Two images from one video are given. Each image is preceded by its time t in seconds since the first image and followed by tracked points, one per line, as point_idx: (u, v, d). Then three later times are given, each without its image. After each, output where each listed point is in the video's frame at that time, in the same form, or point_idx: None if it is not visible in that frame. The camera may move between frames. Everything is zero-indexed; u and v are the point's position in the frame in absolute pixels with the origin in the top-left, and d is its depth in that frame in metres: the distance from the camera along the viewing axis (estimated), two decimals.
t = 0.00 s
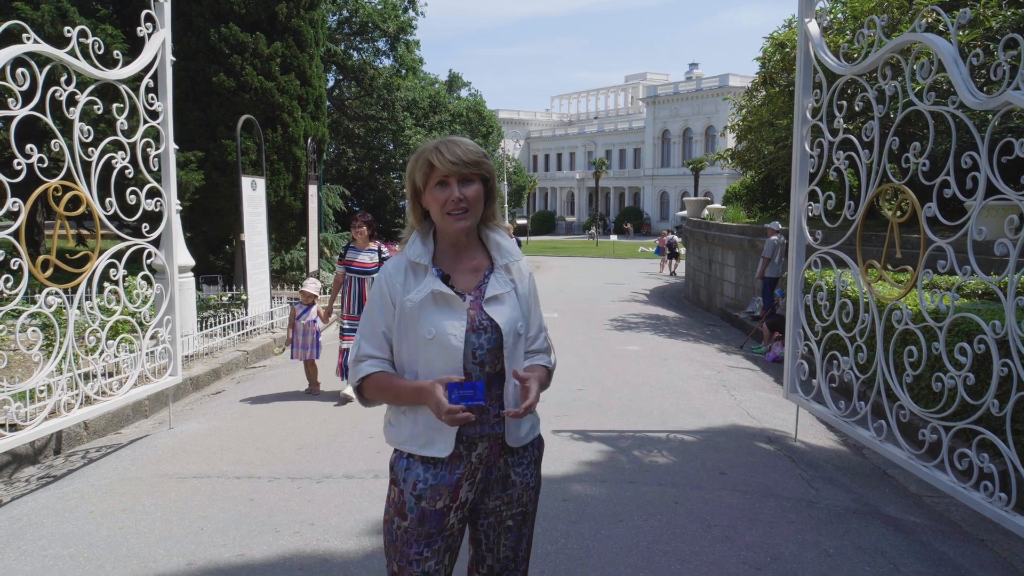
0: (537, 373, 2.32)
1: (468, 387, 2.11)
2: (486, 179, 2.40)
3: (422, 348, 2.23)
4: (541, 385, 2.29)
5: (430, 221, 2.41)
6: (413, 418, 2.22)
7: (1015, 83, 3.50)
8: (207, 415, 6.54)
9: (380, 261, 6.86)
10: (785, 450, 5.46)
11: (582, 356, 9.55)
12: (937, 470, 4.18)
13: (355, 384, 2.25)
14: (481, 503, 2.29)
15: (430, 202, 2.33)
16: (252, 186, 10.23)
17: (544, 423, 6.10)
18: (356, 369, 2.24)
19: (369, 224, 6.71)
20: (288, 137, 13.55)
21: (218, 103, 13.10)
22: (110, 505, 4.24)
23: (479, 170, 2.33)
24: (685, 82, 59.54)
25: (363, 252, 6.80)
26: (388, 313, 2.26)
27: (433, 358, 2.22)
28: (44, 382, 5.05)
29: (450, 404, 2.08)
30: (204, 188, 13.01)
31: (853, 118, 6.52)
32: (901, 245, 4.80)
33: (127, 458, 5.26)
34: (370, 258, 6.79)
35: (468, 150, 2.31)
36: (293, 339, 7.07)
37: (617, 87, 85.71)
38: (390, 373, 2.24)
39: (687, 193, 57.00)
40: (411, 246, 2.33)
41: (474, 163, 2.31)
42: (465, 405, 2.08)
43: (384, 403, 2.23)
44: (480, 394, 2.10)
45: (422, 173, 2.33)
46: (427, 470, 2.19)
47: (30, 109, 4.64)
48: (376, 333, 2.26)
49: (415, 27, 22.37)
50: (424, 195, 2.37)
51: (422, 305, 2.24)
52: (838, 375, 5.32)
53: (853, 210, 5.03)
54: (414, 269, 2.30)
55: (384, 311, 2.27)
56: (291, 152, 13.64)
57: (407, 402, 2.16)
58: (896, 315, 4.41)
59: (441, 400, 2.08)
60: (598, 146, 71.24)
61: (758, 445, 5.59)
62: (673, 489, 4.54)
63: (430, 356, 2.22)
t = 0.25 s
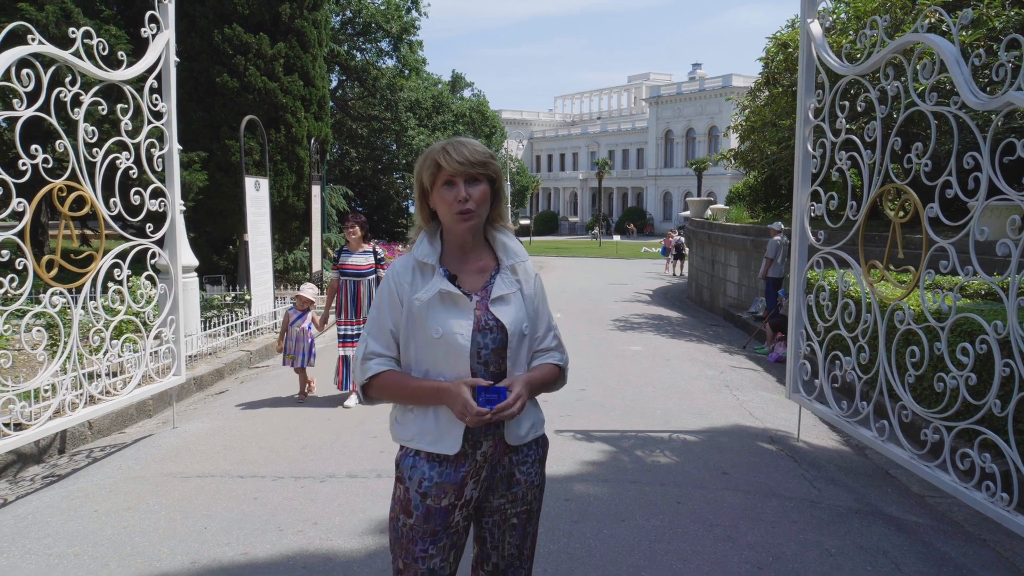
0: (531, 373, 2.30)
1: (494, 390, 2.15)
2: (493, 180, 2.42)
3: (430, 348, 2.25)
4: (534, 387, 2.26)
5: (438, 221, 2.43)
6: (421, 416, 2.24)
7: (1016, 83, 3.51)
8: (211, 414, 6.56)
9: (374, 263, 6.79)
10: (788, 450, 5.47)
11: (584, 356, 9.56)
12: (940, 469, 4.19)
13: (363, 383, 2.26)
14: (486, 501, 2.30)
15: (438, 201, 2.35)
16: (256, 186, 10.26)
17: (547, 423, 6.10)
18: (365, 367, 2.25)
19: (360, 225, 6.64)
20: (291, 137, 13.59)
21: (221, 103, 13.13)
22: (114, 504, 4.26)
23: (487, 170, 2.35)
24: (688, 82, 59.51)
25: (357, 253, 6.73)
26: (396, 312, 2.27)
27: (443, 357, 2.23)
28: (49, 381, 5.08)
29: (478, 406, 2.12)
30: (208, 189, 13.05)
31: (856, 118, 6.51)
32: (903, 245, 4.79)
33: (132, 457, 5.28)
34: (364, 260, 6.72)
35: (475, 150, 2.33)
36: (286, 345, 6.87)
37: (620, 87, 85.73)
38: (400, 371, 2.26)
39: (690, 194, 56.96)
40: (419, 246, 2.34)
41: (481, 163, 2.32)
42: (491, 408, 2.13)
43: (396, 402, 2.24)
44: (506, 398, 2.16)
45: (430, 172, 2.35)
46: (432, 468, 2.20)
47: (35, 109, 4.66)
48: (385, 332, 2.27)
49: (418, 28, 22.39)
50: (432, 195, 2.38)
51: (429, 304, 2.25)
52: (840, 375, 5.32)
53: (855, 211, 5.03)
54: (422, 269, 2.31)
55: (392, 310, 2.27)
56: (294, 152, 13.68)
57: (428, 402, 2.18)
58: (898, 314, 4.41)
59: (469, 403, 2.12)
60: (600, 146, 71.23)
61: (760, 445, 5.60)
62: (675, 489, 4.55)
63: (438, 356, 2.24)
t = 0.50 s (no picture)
0: (532, 374, 2.32)
1: (497, 389, 2.17)
2: (499, 185, 2.43)
3: (434, 347, 2.26)
4: (538, 387, 2.29)
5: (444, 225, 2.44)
6: (425, 414, 2.26)
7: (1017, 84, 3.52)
8: (213, 415, 6.58)
9: (368, 261, 6.80)
10: (789, 450, 5.48)
11: (586, 357, 9.58)
12: (940, 470, 4.20)
13: (367, 381, 2.27)
14: (487, 500, 2.32)
15: (445, 209, 2.36)
16: (258, 187, 10.28)
17: (549, 424, 6.12)
18: (370, 366, 2.26)
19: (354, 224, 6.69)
20: (293, 138, 13.61)
21: (224, 104, 13.16)
22: (117, 504, 4.28)
23: (493, 177, 2.36)
24: (690, 83, 59.48)
25: (351, 252, 6.73)
26: (401, 311, 2.28)
27: (447, 357, 2.26)
28: (53, 381, 5.10)
29: (481, 405, 2.14)
30: (211, 189, 13.07)
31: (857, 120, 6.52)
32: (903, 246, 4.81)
33: (135, 457, 5.30)
34: (358, 258, 6.74)
35: (483, 158, 2.33)
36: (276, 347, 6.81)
37: (622, 88, 85.72)
38: (405, 370, 2.27)
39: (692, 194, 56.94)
40: (424, 248, 2.35)
41: (489, 171, 2.33)
42: (493, 407, 2.15)
43: (400, 400, 2.25)
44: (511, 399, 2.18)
45: (437, 179, 2.36)
46: (435, 467, 2.22)
47: (39, 111, 4.68)
48: (389, 331, 2.28)
49: (420, 28, 22.41)
50: (439, 200, 2.39)
51: (434, 305, 2.27)
52: (841, 376, 5.33)
53: (856, 212, 5.04)
54: (427, 270, 2.33)
55: (397, 309, 2.28)
56: (296, 153, 13.71)
57: (433, 400, 2.19)
58: (899, 316, 4.42)
59: (475, 402, 2.14)
60: (602, 147, 71.22)
61: (761, 445, 5.61)
62: (676, 489, 4.56)
63: (442, 356, 2.26)
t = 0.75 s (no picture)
0: (533, 378, 2.34)
1: (499, 395, 2.18)
2: (502, 189, 2.44)
3: (436, 350, 2.28)
4: (539, 391, 2.31)
5: (446, 228, 2.46)
6: (426, 416, 2.27)
7: (1017, 87, 3.53)
8: (215, 417, 6.59)
9: (362, 267, 6.32)
10: (789, 452, 5.49)
11: (586, 359, 9.59)
12: (940, 471, 4.21)
13: (369, 382, 2.28)
14: (488, 500, 2.33)
15: (448, 212, 2.37)
16: (259, 189, 10.30)
17: (549, 425, 6.13)
18: (372, 367, 2.27)
19: (349, 228, 6.20)
20: (294, 140, 13.64)
21: (225, 107, 13.19)
22: (119, 505, 4.29)
23: (496, 181, 2.37)
24: (690, 85, 59.52)
25: (345, 258, 6.27)
26: (403, 313, 2.29)
27: (448, 359, 2.27)
28: (55, 383, 5.11)
29: (480, 409, 2.15)
30: (212, 191, 13.10)
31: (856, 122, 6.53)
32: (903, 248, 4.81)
33: (137, 459, 5.31)
34: (352, 264, 6.27)
35: (486, 162, 2.35)
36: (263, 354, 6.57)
37: (622, 90, 85.80)
38: (407, 372, 2.29)
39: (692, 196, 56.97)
40: (427, 252, 2.37)
41: (491, 175, 2.35)
42: (493, 413, 2.16)
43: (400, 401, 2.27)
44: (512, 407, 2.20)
45: (441, 183, 2.37)
46: (436, 467, 2.23)
47: (42, 113, 4.69)
48: (392, 333, 2.29)
49: (421, 31, 22.44)
50: (442, 204, 2.41)
51: (436, 308, 2.28)
52: (840, 377, 5.34)
53: (856, 214, 5.05)
54: (429, 273, 2.34)
55: (399, 311, 2.29)
56: (297, 155, 13.73)
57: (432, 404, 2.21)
58: (898, 317, 4.44)
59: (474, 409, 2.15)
60: (603, 149, 71.25)
61: (761, 447, 5.62)
62: (677, 490, 4.57)
63: (444, 358, 2.28)
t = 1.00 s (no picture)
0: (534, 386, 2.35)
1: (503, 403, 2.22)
2: (501, 192, 2.46)
3: (434, 354, 2.28)
4: (542, 400, 2.31)
5: (445, 229, 2.46)
6: (424, 421, 2.27)
7: (1012, 91, 3.55)
8: (212, 421, 6.59)
9: (354, 274, 6.09)
10: (787, 454, 5.50)
11: (584, 362, 9.59)
12: (936, 473, 4.22)
13: (366, 386, 2.28)
14: (488, 503, 2.33)
15: (448, 212, 2.38)
16: (257, 193, 10.30)
17: (547, 429, 6.14)
18: (368, 371, 2.27)
19: (343, 232, 6.02)
20: (292, 144, 13.64)
21: (223, 110, 13.19)
22: (117, 509, 4.29)
23: (496, 182, 2.39)
24: (688, 89, 59.61)
25: (338, 262, 6.10)
26: (401, 318, 2.30)
27: (446, 364, 2.27)
28: (52, 387, 5.11)
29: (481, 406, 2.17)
30: (209, 195, 13.10)
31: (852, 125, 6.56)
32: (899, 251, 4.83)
33: (135, 463, 5.31)
34: (342, 270, 6.06)
35: (487, 163, 2.36)
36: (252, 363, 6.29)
37: (619, 94, 85.94)
38: (404, 376, 2.29)
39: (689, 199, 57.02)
40: (425, 255, 2.37)
41: (492, 175, 2.36)
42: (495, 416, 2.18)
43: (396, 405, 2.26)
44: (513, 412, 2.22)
45: (442, 182, 2.37)
46: (435, 470, 2.23)
47: (39, 117, 4.69)
48: (389, 338, 2.29)
49: (418, 34, 22.45)
50: (441, 204, 2.41)
51: (434, 312, 2.28)
52: (838, 380, 5.35)
53: (852, 217, 5.06)
54: (427, 277, 2.35)
55: (397, 316, 2.30)
56: (295, 159, 13.73)
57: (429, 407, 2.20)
58: (895, 320, 4.45)
59: (474, 409, 2.16)
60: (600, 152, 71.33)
61: (759, 449, 5.63)
62: (675, 493, 4.58)
63: (442, 362, 2.28)
